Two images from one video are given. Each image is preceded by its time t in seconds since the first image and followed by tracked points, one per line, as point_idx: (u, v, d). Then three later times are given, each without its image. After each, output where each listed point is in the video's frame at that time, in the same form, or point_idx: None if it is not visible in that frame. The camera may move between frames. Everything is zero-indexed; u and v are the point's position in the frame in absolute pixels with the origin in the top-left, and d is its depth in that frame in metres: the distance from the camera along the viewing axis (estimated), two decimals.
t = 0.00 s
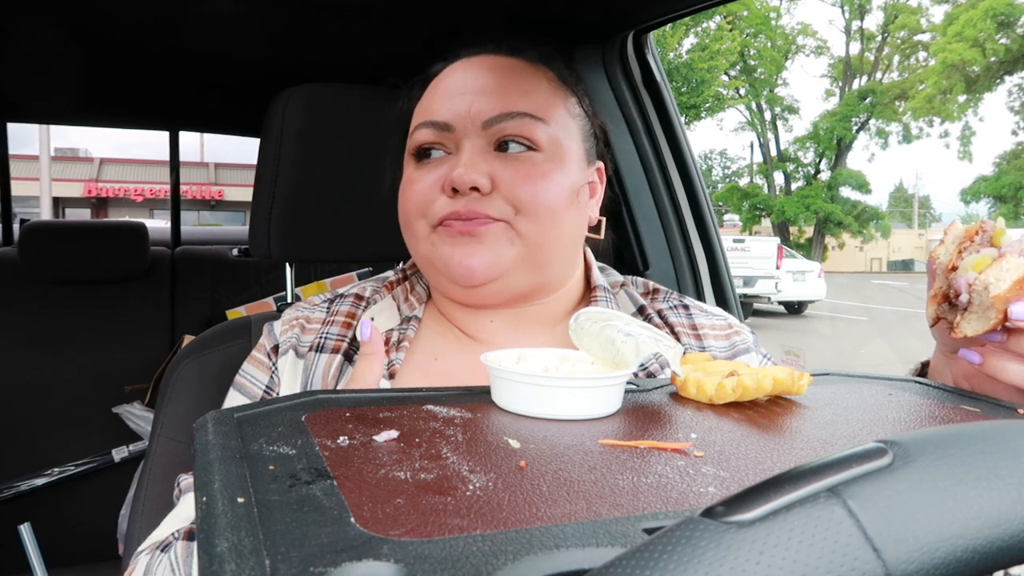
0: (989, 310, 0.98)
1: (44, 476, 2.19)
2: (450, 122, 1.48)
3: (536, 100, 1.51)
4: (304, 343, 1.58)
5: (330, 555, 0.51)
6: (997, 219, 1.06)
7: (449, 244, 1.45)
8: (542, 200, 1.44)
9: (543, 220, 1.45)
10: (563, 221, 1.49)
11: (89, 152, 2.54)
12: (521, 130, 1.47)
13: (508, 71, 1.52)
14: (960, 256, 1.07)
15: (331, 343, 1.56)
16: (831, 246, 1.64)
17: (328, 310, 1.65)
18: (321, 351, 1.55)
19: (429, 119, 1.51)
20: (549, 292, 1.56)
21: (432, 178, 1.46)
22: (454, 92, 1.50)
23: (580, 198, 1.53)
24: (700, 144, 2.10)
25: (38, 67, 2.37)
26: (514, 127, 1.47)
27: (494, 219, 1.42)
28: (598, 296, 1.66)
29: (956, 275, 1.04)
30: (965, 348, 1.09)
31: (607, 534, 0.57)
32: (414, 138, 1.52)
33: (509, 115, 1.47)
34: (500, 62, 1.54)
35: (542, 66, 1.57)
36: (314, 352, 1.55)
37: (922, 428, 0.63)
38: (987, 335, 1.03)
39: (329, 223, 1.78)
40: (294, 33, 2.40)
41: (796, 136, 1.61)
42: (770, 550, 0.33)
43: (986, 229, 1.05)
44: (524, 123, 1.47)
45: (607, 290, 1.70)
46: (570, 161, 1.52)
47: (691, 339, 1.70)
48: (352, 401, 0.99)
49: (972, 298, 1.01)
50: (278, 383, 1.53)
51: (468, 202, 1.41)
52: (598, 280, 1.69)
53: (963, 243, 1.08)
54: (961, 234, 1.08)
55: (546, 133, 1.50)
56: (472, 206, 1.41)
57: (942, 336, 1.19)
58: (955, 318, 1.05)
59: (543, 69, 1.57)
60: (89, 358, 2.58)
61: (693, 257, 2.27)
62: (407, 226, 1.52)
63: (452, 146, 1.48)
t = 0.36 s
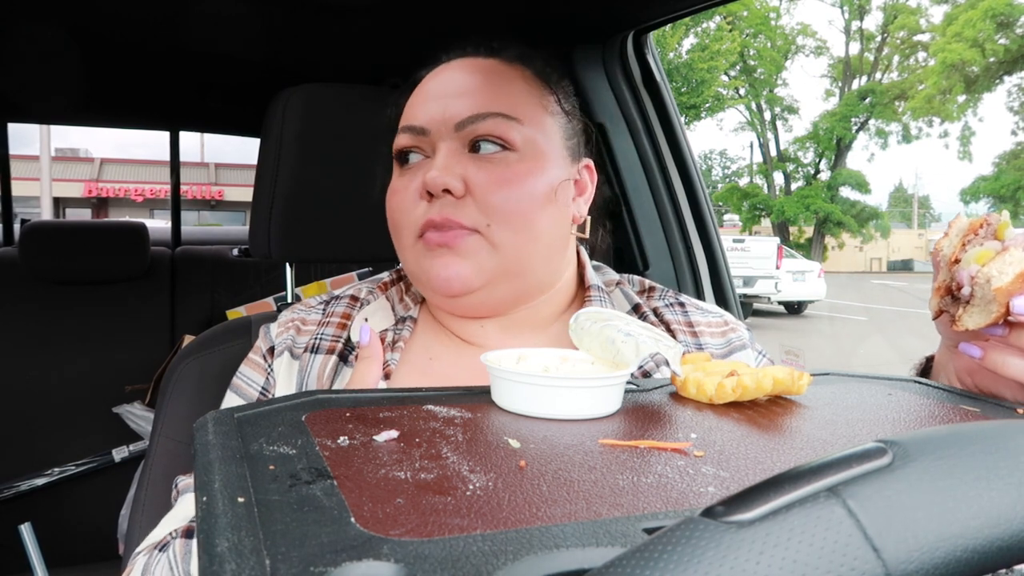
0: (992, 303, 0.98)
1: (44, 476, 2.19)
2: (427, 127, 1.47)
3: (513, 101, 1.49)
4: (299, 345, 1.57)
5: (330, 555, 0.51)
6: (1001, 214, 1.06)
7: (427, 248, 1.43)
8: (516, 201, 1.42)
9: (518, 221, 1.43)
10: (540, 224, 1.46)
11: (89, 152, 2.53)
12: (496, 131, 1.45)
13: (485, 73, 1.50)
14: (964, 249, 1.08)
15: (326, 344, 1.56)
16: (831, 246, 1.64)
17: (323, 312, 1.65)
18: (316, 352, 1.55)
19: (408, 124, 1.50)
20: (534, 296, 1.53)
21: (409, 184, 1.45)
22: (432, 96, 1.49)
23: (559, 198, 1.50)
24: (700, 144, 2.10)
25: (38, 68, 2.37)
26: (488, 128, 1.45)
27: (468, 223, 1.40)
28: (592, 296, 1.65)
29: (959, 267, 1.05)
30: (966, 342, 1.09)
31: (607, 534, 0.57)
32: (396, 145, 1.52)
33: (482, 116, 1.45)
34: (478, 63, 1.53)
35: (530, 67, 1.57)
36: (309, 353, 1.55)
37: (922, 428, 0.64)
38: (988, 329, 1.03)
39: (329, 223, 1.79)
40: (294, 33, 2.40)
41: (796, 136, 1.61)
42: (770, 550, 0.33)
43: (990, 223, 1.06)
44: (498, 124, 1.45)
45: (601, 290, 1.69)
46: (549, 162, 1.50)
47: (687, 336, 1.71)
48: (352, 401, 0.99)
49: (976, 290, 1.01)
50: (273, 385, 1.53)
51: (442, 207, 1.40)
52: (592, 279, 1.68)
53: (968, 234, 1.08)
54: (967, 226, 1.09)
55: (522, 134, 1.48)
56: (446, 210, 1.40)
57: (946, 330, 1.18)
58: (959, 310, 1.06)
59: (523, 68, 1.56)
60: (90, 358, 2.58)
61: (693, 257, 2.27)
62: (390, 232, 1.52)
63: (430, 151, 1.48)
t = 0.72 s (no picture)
0: (988, 306, 1.00)
1: (44, 476, 2.19)
2: (414, 124, 1.47)
3: (499, 99, 1.49)
4: (296, 347, 1.57)
5: (330, 555, 0.51)
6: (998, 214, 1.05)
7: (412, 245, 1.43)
8: (500, 196, 1.41)
9: (502, 216, 1.41)
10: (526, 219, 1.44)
11: (89, 152, 2.53)
12: (481, 127, 1.45)
13: (472, 71, 1.51)
14: (961, 250, 1.06)
15: (322, 346, 1.55)
16: (831, 246, 1.65)
17: (320, 314, 1.65)
18: (312, 355, 1.54)
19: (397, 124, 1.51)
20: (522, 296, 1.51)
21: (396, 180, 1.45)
22: (420, 95, 1.50)
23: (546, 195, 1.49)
24: (700, 144, 2.10)
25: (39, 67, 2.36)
26: (473, 124, 1.45)
27: (452, 218, 1.39)
28: (587, 295, 1.65)
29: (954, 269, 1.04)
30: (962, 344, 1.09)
31: (607, 534, 0.57)
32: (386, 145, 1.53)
33: (468, 113, 1.45)
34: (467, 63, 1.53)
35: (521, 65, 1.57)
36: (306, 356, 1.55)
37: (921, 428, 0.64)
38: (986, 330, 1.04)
39: (329, 223, 1.78)
40: (294, 33, 2.40)
41: (796, 136, 1.61)
42: (770, 550, 0.33)
43: (987, 224, 1.04)
44: (484, 120, 1.45)
45: (597, 289, 1.68)
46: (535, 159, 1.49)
47: (684, 335, 1.71)
48: (352, 401, 0.99)
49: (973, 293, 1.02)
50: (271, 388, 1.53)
51: (426, 202, 1.39)
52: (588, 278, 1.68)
53: (964, 236, 1.07)
54: (962, 229, 1.07)
55: (507, 131, 1.47)
56: (430, 206, 1.39)
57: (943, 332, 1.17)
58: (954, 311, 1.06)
59: (512, 68, 1.56)
60: (90, 358, 2.58)
61: (693, 257, 2.27)
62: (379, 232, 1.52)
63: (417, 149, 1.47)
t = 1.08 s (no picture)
0: (985, 278, 1.00)
1: (44, 476, 2.19)
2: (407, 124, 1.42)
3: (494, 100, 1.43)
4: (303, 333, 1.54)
5: (330, 555, 0.51)
6: (997, 188, 1.08)
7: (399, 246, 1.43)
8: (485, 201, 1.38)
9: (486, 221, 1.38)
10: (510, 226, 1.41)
11: (89, 152, 2.47)
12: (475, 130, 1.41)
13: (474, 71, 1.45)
14: (959, 223, 1.09)
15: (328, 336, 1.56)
16: (831, 246, 1.64)
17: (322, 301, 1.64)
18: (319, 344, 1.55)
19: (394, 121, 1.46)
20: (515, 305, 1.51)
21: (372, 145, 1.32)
22: (420, 92, 1.44)
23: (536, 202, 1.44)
24: (700, 144, 2.10)
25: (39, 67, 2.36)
26: (467, 126, 1.40)
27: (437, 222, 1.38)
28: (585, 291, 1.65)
29: (953, 241, 1.07)
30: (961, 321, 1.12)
31: (607, 534, 0.57)
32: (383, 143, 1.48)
33: (462, 114, 1.40)
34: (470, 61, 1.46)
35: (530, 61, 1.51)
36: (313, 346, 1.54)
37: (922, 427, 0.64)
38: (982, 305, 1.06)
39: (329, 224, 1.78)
40: (294, 32, 2.41)
41: (796, 136, 1.61)
42: (769, 550, 0.33)
43: (987, 197, 1.08)
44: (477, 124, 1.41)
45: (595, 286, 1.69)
46: (527, 165, 1.44)
47: (676, 329, 1.72)
48: (352, 401, 0.99)
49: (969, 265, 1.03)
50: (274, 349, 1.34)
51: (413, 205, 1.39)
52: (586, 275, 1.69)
53: (964, 209, 1.10)
54: (962, 202, 1.10)
55: (499, 135, 1.43)
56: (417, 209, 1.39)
57: (944, 311, 1.20)
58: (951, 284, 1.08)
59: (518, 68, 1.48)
60: (90, 358, 2.59)
61: (693, 258, 2.27)
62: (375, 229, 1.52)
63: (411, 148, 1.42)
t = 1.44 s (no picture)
0: (992, 282, 1.01)
1: (44, 476, 2.19)
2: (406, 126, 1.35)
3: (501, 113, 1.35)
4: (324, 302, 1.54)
5: (331, 555, 0.51)
6: (1004, 192, 1.05)
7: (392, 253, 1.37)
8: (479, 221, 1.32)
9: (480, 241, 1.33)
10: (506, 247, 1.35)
11: (90, 152, 2.52)
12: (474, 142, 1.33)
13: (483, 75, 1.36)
14: (966, 227, 1.07)
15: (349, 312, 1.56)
16: (831, 247, 1.65)
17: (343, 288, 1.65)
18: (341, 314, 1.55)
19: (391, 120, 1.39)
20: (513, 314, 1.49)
21: (462, 72, 1.21)
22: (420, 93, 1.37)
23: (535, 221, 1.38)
24: (700, 144, 2.10)
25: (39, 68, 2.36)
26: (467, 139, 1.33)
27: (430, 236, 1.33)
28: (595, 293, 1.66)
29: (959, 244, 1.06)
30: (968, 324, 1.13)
31: (607, 534, 0.57)
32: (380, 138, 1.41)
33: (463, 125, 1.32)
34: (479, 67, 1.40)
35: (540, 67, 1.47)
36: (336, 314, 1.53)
37: (922, 427, 0.64)
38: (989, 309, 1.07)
39: (330, 223, 1.79)
40: (294, 32, 2.41)
41: (796, 136, 1.61)
42: (769, 549, 0.33)
43: (993, 201, 1.05)
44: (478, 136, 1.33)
45: (605, 289, 1.70)
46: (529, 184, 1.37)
47: (686, 332, 1.71)
48: (352, 401, 0.99)
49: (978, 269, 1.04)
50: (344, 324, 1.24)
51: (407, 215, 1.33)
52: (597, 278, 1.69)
53: (970, 213, 1.07)
54: (969, 206, 1.08)
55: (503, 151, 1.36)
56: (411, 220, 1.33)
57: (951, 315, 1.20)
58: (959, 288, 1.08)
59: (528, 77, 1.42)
60: (90, 358, 2.59)
61: (693, 258, 2.28)
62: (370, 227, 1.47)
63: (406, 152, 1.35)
